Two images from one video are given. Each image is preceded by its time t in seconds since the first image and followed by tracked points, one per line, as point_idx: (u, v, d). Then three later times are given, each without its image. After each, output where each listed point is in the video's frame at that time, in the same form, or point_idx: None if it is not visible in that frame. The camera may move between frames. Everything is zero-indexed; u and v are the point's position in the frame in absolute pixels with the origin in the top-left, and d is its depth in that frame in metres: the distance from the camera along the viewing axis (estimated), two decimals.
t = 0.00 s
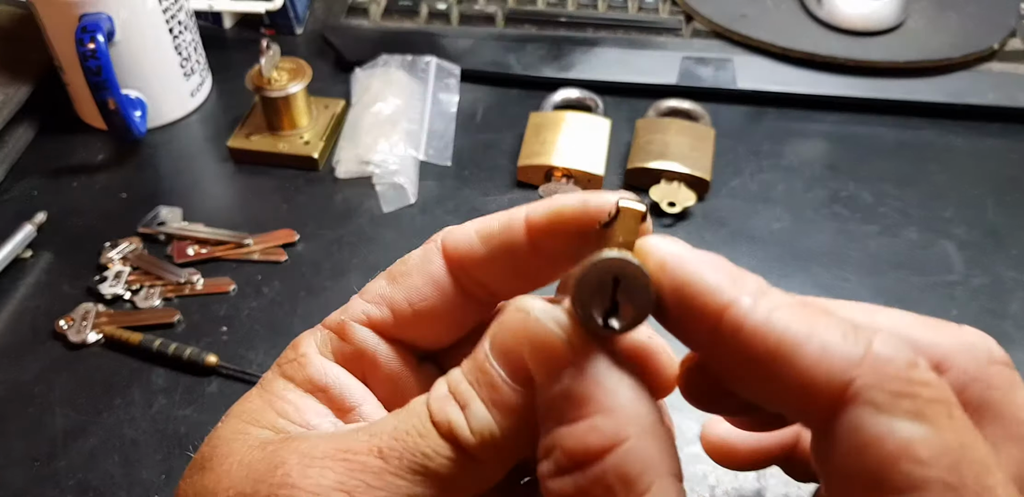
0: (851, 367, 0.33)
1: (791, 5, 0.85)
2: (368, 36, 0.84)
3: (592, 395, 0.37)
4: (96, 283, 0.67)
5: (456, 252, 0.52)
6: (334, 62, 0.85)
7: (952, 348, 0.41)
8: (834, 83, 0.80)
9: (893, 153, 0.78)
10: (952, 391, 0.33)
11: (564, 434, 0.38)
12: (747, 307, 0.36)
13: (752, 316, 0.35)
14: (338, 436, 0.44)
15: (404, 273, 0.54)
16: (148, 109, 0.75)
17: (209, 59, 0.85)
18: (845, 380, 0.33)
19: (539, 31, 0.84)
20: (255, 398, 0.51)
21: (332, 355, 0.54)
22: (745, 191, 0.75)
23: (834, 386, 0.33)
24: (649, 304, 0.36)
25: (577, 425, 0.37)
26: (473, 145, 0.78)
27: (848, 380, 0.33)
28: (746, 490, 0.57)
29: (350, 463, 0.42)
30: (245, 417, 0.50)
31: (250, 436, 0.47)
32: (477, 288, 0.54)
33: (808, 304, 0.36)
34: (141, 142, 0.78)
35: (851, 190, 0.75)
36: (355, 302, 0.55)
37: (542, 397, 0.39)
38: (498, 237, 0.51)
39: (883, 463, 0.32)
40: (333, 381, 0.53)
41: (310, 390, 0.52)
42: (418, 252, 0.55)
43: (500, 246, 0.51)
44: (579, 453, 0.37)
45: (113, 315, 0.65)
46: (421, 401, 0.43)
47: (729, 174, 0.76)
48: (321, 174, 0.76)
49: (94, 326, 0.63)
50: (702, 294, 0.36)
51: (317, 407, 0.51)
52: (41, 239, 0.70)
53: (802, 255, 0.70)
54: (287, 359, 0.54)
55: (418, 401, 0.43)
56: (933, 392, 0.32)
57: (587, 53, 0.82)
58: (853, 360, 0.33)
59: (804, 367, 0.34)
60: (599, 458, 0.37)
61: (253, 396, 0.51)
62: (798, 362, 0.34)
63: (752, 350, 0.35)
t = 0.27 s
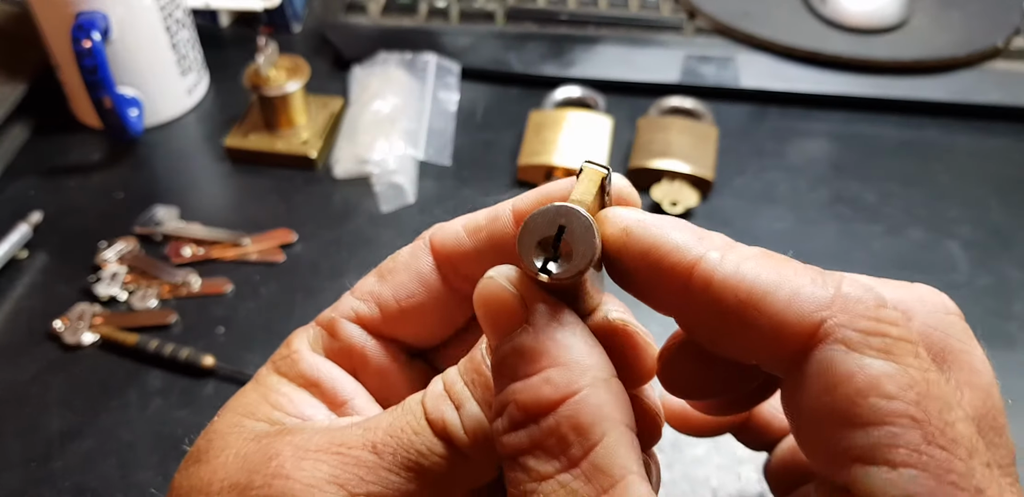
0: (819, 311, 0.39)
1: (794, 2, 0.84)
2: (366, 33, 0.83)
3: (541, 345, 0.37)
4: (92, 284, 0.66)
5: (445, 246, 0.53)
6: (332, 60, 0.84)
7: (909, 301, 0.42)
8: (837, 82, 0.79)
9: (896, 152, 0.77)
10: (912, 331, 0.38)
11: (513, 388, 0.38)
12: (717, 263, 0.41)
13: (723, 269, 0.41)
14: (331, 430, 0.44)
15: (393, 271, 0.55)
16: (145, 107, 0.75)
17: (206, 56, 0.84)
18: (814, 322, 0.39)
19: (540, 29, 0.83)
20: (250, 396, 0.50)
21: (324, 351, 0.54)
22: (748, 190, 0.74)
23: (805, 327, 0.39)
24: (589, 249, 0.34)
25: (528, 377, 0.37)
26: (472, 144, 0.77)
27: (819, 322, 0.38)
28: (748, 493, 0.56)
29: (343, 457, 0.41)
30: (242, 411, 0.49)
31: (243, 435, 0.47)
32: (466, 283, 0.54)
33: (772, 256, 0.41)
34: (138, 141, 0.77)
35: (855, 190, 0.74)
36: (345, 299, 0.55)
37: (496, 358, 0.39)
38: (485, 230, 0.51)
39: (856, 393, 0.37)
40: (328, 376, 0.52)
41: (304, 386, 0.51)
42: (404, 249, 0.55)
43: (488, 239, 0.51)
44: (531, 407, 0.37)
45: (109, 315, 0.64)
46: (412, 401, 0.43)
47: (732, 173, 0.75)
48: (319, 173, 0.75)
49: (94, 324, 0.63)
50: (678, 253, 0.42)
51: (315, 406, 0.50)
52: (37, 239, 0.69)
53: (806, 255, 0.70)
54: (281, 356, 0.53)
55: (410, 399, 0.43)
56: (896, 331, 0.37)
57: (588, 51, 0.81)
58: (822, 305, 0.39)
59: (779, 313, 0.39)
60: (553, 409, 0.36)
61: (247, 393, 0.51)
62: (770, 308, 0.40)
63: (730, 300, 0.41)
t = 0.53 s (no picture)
0: (806, 300, 0.39)
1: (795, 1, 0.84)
2: (366, 33, 0.83)
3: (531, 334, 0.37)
4: (91, 284, 0.66)
5: (443, 245, 0.53)
6: (332, 60, 0.84)
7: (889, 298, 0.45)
8: (838, 81, 0.79)
9: (897, 152, 0.77)
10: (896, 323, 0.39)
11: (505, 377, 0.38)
12: (705, 253, 0.41)
13: (705, 263, 0.41)
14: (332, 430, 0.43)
15: (393, 274, 0.55)
16: (144, 107, 0.74)
17: (206, 56, 0.84)
18: (802, 310, 0.39)
19: (540, 28, 0.83)
20: (251, 399, 0.50)
21: (327, 355, 0.54)
22: (749, 190, 0.74)
23: (793, 315, 0.39)
24: (581, 241, 0.34)
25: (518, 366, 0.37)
26: (472, 143, 0.77)
27: (807, 310, 0.39)
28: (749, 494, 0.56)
29: (342, 456, 0.41)
30: (243, 414, 0.49)
31: (241, 438, 0.47)
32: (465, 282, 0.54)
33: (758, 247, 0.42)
34: (137, 141, 0.77)
35: (855, 189, 0.74)
36: (343, 302, 0.55)
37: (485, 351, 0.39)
38: (484, 230, 0.51)
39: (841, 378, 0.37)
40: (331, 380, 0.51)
41: (307, 389, 0.51)
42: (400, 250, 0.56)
43: (484, 238, 0.51)
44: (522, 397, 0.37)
45: (108, 316, 0.64)
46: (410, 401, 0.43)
47: (732, 173, 0.75)
48: (318, 173, 0.75)
49: (94, 325, 0.63)
50: (667, 245, 0.42)
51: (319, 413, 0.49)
52: (36, 239, 0.69)
53: (807, 255, 0.69)
54: (284, 360, 0.53)
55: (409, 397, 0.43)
56: (881, 321, 0.38)
57: (588, 51, 0.81)
58: (809, 294, 0.39)
59: (766, 301, 0.40)
60: (548, 398, 0.36)
61: (249, 396, 0.51)
62: (758, 297, 0.40)
63: (719, 291, 0.41)
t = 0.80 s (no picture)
0: (769, 272, 0.50)
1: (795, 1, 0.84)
2: (366, 33, 0.83)
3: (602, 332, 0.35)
4: (91, 284, 0.66)
5: (312, 207, 0.53)
6: (332, 59, 0.84)
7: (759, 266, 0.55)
8: (838, 81, 0.79)
9: (897, 152, 0.76)
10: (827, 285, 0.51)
11: (576, 379, 0.35)
12: (677, 252, 0.52)
13: (681, 257, 0.52)
14: (256, 446, 0.41)
15: (264, 237, 0.53)
16: (144, 107, 0.75)
17: (206, 56, 0.84)
18: (766, 279, 0.50)
19: (540, 29, 0.83)
20: (132, 416, 0.46)
21: (192, 338, 0.51)
22: (749, 190, 0.74)
23: (761, 286, 0.50)
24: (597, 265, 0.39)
25: (592, 367, 0.35)
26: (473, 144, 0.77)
27: (773, 280, 0.50)
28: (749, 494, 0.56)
29: (271, 488, 0.40)
30: (127, 433, 0.45)
31: (144, 462, 0.44)
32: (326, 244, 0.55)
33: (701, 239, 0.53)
34: (137, 141, 0.77)
35: (856, 189, 0.74)
36: (209, 277, 0.52)
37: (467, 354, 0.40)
38: (362, 187, 0.52)
39: (810, 329, 0.48)
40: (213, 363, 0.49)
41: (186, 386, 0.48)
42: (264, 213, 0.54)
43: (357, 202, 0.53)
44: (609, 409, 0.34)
45: (108, 315, 0.64)
46: (313, 410, 0.41)
47: (732, 173, 0.75)
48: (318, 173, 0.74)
49: (94, 325, 0.63)
50: (644, 254, 0.52)
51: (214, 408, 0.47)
52: (36, 238, 0.69)
53: (807, 255, 0.69)
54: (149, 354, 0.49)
55: (312, 405, 0.42)
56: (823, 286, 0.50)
57: (588, 51, 0.81)
58: (772, 268, 0.50)
59: (726, 281, 0.51)
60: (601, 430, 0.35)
61: (125, 411, 0.46)
62: (714, 281, 0.51)
63: (685, 280, 0.52)
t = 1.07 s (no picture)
0: (680, 283, 0.56)
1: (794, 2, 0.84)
2: (366, 33, 0.83)
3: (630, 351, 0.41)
4: (92, 284, 0.66)
5: (291, 190, 0.44)
6: (332, 59, 0.84)
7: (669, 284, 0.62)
8: (837, 82, 0.79)
9: (897, 152, 0.77)
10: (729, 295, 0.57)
11: (607, 390, 0.40)
12: (602, 264, 0.55)
13: (609, 266, 0.55)
14: (284, 445, 0.41)
15: (236, 226, 0.45)
16: (144, 107, 0.75)
17: (207, 56, 0.84)
18: (681, 289, 0.55)
19: (539, 29, 0.83)
20: (148, 410, 0.43)
21: (191, 335, 0.46)
22: (748, 190, 0.74)
23: (676, 298, 0.55)
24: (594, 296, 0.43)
25: (620, 381, 0.40)
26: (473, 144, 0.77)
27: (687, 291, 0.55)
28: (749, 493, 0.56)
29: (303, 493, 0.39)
30: (143, 430, 0.43)
31: (166, 459, 0.41)
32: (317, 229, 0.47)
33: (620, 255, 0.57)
34: (137, 141, 0.77)
35: (855, 189, 0.74)
36: (189, 272, 0.46)
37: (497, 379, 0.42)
38: (340, 168, 0.43)
39: (719, 328, 0.54)
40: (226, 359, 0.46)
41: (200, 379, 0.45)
42: (235, 198, 0.45)
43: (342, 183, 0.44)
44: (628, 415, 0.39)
45: (108, 315, 0.64)
46: (341, 413, 0.41)
47: (732, 173, 0.75)
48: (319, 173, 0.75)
49: (94, 325, 0.63)
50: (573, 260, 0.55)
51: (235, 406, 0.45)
52: (36, 239, 0.69)
53: (807, 255, 0.69)
54: (150, 355, 0.45)
55: (339, 408, 0.42)
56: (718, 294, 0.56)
57: (588, 51, 0.81)
58: (684, 280, 0.56)
59: (642, 292, 0.55)
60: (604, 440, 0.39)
61: (139, 407, 0.43)
62: (631, 292, 0.55)
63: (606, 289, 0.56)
